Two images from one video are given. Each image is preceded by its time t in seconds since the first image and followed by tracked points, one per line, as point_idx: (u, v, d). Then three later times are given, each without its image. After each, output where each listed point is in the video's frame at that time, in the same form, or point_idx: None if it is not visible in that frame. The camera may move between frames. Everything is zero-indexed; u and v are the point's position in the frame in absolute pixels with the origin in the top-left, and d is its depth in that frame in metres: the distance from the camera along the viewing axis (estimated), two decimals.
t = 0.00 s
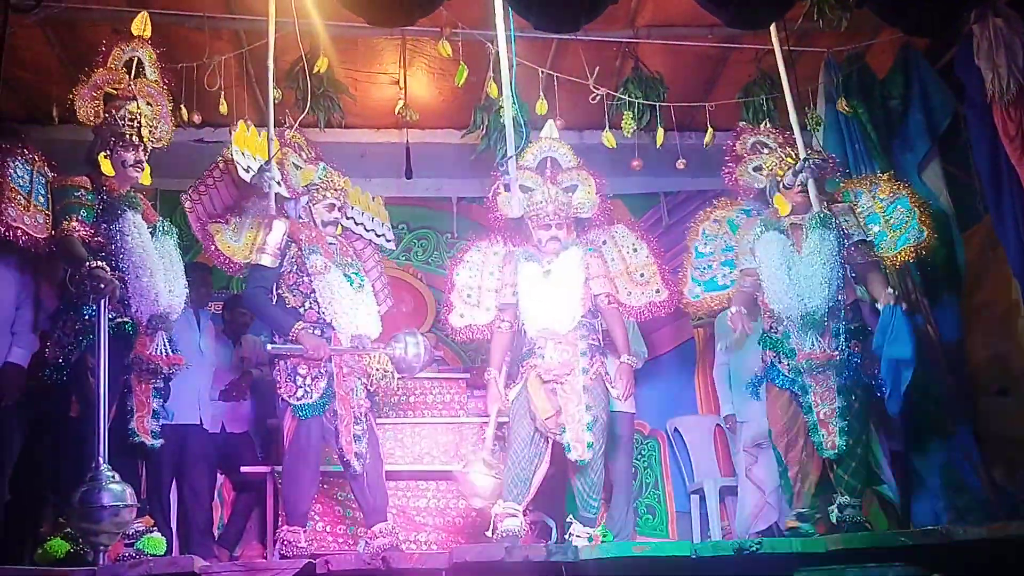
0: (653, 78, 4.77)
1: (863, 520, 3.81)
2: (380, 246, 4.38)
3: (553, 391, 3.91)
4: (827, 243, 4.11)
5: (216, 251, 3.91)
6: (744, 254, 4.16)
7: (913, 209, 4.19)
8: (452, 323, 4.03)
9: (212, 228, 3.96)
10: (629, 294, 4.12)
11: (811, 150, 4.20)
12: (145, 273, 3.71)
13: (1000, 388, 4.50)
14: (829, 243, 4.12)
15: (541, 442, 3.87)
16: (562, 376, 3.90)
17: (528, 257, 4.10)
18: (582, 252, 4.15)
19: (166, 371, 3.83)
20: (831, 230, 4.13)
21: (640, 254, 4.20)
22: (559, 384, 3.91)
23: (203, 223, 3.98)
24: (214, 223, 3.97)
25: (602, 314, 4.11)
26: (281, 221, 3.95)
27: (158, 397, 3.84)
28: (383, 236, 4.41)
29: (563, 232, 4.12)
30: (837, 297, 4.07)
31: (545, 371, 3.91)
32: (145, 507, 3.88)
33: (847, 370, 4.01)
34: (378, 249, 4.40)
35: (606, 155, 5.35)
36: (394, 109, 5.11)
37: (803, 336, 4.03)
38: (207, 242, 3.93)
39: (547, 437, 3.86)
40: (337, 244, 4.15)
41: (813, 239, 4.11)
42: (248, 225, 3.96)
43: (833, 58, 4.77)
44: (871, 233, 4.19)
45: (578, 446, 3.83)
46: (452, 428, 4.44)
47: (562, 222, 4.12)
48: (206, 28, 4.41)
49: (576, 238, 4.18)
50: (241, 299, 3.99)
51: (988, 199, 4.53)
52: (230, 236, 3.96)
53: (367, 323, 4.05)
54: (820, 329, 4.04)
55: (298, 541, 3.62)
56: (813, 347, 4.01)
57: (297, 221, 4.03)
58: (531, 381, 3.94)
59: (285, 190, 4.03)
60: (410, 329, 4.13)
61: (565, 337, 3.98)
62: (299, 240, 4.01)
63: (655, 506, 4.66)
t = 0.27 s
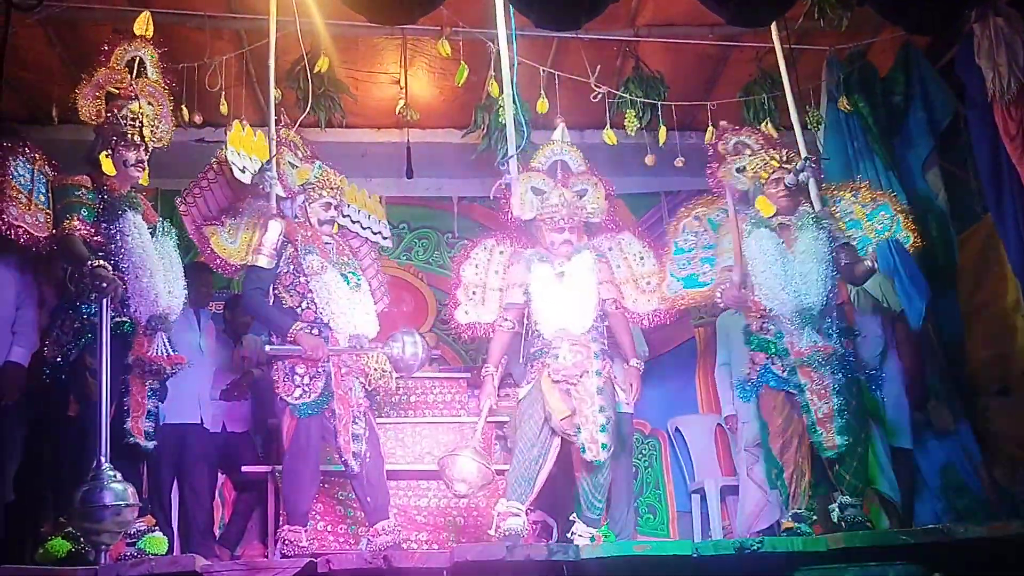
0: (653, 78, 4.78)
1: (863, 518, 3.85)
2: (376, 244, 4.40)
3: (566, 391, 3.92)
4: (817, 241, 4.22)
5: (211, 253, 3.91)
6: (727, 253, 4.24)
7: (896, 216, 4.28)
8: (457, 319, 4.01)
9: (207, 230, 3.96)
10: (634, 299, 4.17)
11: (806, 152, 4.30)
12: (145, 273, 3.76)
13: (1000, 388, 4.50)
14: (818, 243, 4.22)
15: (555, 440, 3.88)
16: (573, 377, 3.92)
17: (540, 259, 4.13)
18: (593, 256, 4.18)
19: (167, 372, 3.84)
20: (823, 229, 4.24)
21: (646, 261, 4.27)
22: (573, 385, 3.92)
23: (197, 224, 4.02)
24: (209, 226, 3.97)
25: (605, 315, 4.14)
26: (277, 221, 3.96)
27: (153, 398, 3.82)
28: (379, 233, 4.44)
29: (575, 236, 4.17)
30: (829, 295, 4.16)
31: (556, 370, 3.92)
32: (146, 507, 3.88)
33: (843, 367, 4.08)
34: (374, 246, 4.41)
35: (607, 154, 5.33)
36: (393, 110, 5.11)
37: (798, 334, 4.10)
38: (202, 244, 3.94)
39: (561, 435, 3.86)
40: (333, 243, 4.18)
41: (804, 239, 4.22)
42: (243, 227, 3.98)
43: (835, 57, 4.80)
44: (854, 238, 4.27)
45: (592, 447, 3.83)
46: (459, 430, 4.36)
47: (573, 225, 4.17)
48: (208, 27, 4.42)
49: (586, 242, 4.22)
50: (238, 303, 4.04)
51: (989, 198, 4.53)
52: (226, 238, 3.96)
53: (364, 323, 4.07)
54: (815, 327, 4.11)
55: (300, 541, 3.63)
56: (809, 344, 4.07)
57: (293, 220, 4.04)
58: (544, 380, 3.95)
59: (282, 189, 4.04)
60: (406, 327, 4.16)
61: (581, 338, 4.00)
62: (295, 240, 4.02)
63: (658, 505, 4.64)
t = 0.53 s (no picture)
0: (653, 78, 4.79)
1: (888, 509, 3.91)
2: (377, 238, 4.46)
3: (573, 391, 3.95)
4: (805, 244, 4.22)
5: (209, 255, 3.90)
6: (713, 257, 4.23)
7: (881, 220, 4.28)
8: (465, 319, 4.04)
9: (204, 232, 3.96)
10: (642, 304, 4.18)
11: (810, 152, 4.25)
12: (143, 274, 3.77)
13: (1002, 387, 4.52)
14: (807, 245, 4.23)
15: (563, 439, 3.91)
16: (584, 380, 3.95)
17: (550, 260, 4.13)
18: (602, 259, 4.18)
19: (161, 373, 3.81)
20: (812, 233, 4.25)
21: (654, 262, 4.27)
22: (581, 386, 3.95)
23: (194, 226, 4.00)
24: (207, 228, 3.97)
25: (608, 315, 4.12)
26: (275, 221, 3.96)
27: (151, 398, 3.80)
28: (378, 228, 4.50)
29: (584, 238, 4.18)
30: (820, 296, 4.15)
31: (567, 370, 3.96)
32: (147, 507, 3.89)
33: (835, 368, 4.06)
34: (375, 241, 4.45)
35: (609, 153, 5.31)
36: (394, 110, 5.10)
37: (790, 336, 4.07)
38: (199, 245, 3.93)
39: (569, 435, 3.89)
40: (331, 242, 4.17)
41: (792, 241, 4.23)
42: (240, 227, 4.00)
43: (834, 57, 4.82)
44: (840, 242, 4.24)
45: (599, 447, 3.86)
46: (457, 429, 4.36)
47: (580, 226, 4.16)
48: (208, 27, 4.42)
49: (595, 245, 4.23)
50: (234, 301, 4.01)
51: (989, 198, 4.53)
52: (224, 239, 3.96)
53: (362, 322, 4.04)
54: (807, 329, 4.08)
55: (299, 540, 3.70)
56: (800, 346, 4.05)
57: (291, 220, 4.04)
58: (550, 378, 3.97)
59: (278, 189, 4.03)
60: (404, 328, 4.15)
61: (589, 339, 4.02)
62: (293, 240, 4.04)
63: (658, 507, 4.59)
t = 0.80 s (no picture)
0: (655, 78, 4.79)
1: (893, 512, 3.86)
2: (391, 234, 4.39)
3: (570, 394, 3.98)
4: (806, 243, 4.24)
5: (210, 255, 3.91)
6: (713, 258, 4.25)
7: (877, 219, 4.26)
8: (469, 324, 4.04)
9: (206, 235, 3.95)
10: (646, 303, 4.19)
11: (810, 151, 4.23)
12: (142, 274, 3.79)
13: (1003, 387, 4.53)
14: (809, 244, 4.24)
15: (563, 446, 3.94)
16: (581, 386, 3.97)
17: (551, 264, 4.15)
18: (604, 261, 4.21)
19: (164, 372, 3.81)
20: (813, 232, 4.26)
21: (663, 256, 4.28)
22: (578, 391, 3.98)
23: (196, 229, 3.97)
24: (208, 230, 3.97)
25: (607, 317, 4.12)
26: (279, 221, 4.00)
27: (151, 398, 3.80)
28: (393, 224, 4.44)
29: (585, 241, 4.20)
30: (822, 296, 4.17)
31: (564, 370, 4.00)
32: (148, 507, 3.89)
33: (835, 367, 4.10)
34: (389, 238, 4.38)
35: (610, 152, 5.31)
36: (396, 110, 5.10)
37: (792, 336, 4.10)
38: (202, 248, 3.93)
39: (567, 440, 3.92)
40: (336, 240, 4.15)
41: (794, 241, 4.24)
42: (244, 228, 4.00)
43: (834, 57, 4.82)
44: (842, 242, 4.25)
45: (595, 450, 3.89)
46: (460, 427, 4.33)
47: (582, 229, 4.19)
48: (210, 27, 4.42)
49: (599, 246, 4.25)
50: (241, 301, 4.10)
51: (990, 198, 4.53)
52: (227, 240, 3.97)
53: (365, 322, 4.03)
54: (808, 329, 4.11)
55: (301, 539, 3.75)
56: (803, 346, 4.08)
57: (296, 220, 4.07)
58: (549, 381, 4.01)
59: (280, 190, 4.05)
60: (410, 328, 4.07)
61: (586, 343, 4.05)
62: (297, 239, 4.06)
63: (660, 508, 4.52)
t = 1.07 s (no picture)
0: (657, 79, 4.78)
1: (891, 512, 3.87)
2: (401, 238, 4.47)
3: (563, 394, 3.96)
4: (808, 243, 4.24)
5: (218, 254, 3.90)
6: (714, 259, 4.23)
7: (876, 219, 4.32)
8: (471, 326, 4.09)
9: (212, 232, 3.94)
10: (645, 299, 4.17)
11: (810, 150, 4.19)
12: (142, 273, 3.76)
13: (1003, 388, 4.50)
14: (811, 243, 4.25)
15: (557, 446, 3.90)
16: (575, 382, 3.95)
17: (546, 264, 4.15)
18: (599, 259, 4.17)
19: (167, 372, 3.82)
20: (813, 231, 4.26)
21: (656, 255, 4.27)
22: (571, 389, 3.96)
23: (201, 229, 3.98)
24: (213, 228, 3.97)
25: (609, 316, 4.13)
26: (286, 219, 4.01)
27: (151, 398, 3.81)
28: (405, 228, 4.50)
29: (579, 240, 4.16)
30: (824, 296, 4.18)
31: (561, 373, 3.97)
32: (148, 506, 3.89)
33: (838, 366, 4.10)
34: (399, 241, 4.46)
35: (610, 152, 5.30)
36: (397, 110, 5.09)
37: (794, 335, 4.10)
38: (208, 245, 3.91)
39: (559, 440, 3.88)
40: (343, 240, 4.16)
41: (796, 240, 4.24)
42: (250, 227, 4.00)
43: (836, 58, 4.78)
44: (842, 243, 4.28)
45: (584, 449, 3.87)
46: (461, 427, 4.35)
47: (577, 229, 4.16)
48: (211, 26, 4.41)
49: (593, 245, 4.20)
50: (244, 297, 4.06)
51: (991, 200, 4.53)
52: (233, 238, 3.96)
53: (370, 321, 4.05)
54: (811, 328, 4.12)
55: (300, 538, 3.69)
56: (806, 346, 4.08)
57: (303, 218, 4.08)
58: (543, 383, 4.00)
59: (284, 188, 4.09)
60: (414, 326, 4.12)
61: (582, 343, 4.02)
62: (303, 238, 4.06)
63: (659, 509, 4.51)
